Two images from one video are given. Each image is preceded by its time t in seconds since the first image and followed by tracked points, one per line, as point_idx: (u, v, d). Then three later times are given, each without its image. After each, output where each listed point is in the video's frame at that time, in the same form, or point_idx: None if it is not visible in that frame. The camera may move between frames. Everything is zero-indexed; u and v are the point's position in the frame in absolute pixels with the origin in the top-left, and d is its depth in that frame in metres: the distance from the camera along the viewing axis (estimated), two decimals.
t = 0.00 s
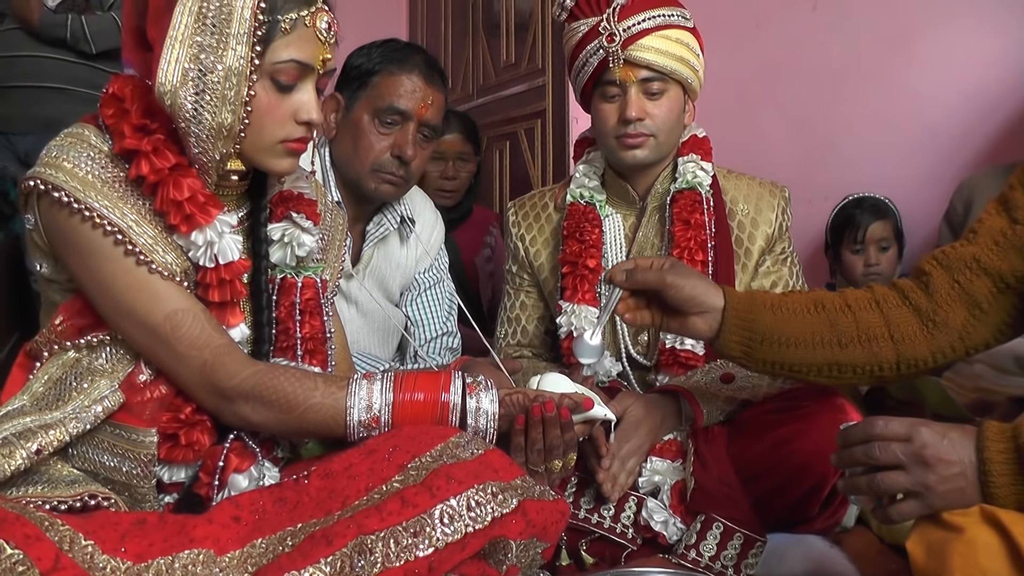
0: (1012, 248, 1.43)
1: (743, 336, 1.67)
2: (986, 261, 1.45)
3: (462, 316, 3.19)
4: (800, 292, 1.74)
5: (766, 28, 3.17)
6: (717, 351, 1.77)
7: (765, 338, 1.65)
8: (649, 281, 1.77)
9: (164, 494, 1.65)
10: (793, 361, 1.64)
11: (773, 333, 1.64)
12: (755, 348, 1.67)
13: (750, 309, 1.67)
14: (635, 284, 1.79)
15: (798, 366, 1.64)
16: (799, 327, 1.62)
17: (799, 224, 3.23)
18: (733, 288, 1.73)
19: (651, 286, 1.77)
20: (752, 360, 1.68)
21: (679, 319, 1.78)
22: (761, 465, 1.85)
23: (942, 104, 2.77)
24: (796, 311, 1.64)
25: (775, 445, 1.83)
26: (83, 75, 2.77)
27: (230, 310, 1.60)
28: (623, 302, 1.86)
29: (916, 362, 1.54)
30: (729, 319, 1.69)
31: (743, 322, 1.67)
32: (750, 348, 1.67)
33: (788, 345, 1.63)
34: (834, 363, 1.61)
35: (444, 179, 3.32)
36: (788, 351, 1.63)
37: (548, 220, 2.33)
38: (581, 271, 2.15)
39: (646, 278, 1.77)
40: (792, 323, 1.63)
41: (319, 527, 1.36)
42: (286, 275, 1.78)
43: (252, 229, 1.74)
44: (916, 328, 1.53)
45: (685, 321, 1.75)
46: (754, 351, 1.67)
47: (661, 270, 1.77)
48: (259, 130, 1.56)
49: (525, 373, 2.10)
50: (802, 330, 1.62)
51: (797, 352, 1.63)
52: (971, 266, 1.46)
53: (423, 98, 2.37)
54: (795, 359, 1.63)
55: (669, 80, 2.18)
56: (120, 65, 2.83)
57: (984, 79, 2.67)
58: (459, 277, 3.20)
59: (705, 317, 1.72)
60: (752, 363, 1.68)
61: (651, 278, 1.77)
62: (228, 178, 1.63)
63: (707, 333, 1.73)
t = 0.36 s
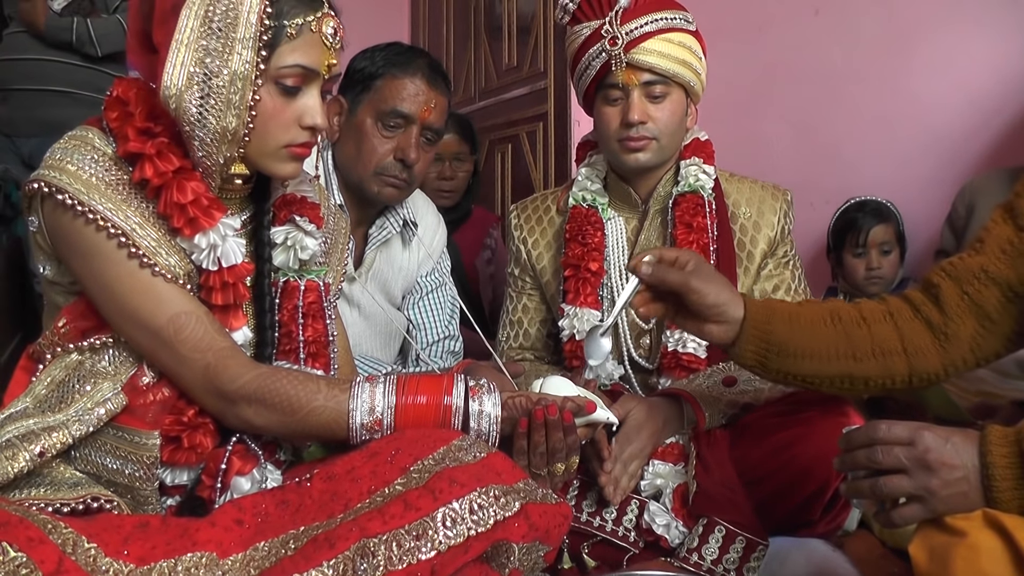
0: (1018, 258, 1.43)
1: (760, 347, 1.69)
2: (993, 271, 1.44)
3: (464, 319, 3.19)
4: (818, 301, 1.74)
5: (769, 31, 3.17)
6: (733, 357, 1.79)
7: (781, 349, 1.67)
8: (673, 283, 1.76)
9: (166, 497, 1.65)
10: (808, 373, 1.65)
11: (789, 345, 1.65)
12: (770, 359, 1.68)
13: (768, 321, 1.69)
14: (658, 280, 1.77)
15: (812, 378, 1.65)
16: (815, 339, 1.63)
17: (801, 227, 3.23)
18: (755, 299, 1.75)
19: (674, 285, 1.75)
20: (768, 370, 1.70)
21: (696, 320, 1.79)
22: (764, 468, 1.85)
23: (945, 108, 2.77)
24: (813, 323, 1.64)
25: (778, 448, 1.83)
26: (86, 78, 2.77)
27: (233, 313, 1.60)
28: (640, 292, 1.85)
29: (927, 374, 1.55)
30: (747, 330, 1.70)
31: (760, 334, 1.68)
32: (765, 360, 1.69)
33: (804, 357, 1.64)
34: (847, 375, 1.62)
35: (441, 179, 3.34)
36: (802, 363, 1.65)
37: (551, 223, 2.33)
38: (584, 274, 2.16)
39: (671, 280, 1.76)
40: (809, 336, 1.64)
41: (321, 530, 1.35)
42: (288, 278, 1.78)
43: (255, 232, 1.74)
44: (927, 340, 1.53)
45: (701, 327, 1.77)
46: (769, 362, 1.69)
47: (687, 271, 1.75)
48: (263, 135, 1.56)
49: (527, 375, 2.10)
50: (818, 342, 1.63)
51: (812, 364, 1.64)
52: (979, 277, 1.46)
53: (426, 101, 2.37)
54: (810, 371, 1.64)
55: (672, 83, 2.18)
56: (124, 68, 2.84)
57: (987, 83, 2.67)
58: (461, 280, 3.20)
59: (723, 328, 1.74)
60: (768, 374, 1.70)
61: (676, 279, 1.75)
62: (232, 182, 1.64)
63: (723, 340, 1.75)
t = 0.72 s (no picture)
0: None
1: (818, 331, 1.51)
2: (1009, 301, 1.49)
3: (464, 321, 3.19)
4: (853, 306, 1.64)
5: (770, 34, 3.17)
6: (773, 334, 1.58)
7: (841, 339, 1.51)
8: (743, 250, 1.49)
9: (165, 499, 1.64)
10: (855, 370, 1.53)
11: (849, 336, 1.51)
12: (824, 346, 1.52)
13: (831, 308, 1.51)
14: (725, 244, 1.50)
15: (858, 376, 1.54)
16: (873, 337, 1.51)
17: (801, 230, 3.23)
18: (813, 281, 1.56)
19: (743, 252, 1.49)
20: (818, 358, 1.54)
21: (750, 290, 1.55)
22: (764, 472, 1.87)
23: (947, 112, 2.76)
24: (873, 321, 1.53)
25: (778, 451, 1.86)
26: (86, 79, 2.77)
27: (233, 315, 1.60)
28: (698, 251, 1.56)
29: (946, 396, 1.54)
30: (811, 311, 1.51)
31: (825, 319, 1.51)
32: (820, 346, 1.52)
33: (860, 354, 1.52)
34: (886, 382, 1.53)
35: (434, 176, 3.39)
36: (855, 359, 1.52)
37: (551, 225, 2.33)
38: (585, 277, 2.17)
39: (743, 246, 1.49)
40: (867, 332, 1.52)
41: (320, 532, 1.35)
42: (288, 280, 1.77)
43: (256, 234, 1.74)
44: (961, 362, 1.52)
45: (756, 299, 1.54)
46: (822, 350, 1.53)
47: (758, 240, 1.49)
48: (264, 138, 1.56)
49: (527, 378, 2.10)
50: (876, 341, 1.51)
51: (864, 362, 1.52)
52: (1003, 300, 1.50)
53: (428, 103, 2.37)
54: (860, 368, 1.52)
55: (673, 86, 2.18)
56: (125, 68, 2.84)
57: (988, 87, 2.67)
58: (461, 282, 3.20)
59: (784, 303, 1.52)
60: (816, 361, 1.54)
61: (748, 246, 1.48)
62: (233, 185, 1.64)
63: (776, 317, 1.53)
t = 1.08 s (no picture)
0: None
1: (874, 371, 1.58)
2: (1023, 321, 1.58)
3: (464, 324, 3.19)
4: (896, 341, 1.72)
5: (771, 38, 3.17)
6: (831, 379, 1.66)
7: (894, 375, 1.58)
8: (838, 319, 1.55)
9: (165, 500, 1.63)
10: (910, 405, 1.58)
11: (902, 374, 1.58)
12: (881, 384, 1.59)
13: (885, 346, 1.59)
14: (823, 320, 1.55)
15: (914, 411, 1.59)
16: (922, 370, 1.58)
17: (801, 234, 3.23)
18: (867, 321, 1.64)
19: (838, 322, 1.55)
20: (876, 397, 1.60)
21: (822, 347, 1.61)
22: (763, 476, 1.88)
23: (948, 116, 2.76)
24: (920, 356, 1.60)
25: (778, 456, 1.86)
26: (87, 80, 2.77)
27: (233, 317, 1.60)
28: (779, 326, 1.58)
29: (970, 421, 1.58)
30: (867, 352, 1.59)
31: (879, 358, 1.58)
32: (878, 384, 1.59)
33: (913, 388, 1.58)
34: (940, 413, 1.58)
35: (440, 180, 3.38)
36: (909, 394, 1.58)
37: (551, 228, 2.33)
38: (585, 279, 2.17)
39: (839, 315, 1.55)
40: (917, 367, 1.58)
41: (320, 535, 1.35)
42: (288, 283, 1.77)
43: (256, 236, 1.74)
44: (987, 385, 1.58)
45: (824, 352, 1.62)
46: (879, 386, 1.59)
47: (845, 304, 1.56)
48: (266, 141, 1.56)
49: (527, 381, 2.09)
50: (926, 374, 1.58)
51: (918, 397, 1.58)
52: None
53: (427, 105, 2.37)
54: (915, 403, 1.58)
55: (673, 89, 2.18)
56: (126, 70, 2.84)
57: (990, 91, 2.67)
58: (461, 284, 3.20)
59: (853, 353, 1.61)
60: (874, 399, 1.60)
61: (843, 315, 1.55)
62: (233, 187, 1.64)
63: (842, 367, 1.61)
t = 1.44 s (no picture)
0: None
1: (874, 416, 1.61)
2: (1016, 337, 1.59)
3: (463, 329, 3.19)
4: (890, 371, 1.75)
5: (770, 42, 3.17)
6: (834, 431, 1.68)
7: (894, 417, 1.60)
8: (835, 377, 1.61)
9: (161, 506, 1.63)
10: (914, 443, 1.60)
11: (901, 414, 1.60)
12: (883, 425, 1.61)
13: (880, 390, 1.62)
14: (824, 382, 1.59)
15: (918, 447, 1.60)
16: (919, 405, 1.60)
17: (800, 239, 3.23)
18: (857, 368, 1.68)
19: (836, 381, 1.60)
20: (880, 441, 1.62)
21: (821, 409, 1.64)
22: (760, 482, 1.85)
23: (947, 122, 2.76)
24: (916, 391, 1.62)
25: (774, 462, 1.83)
26: (87, 81, 2.77)
27: (231, 324, 1.60)
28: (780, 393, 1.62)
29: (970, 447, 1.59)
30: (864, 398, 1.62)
31: (877, 401, 1.61)
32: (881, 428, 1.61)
33: (913, 424, 1.60)
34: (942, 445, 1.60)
35: (442, 187, 3.37)
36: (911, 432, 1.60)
37: (550, 234, 2.33)
38: (583, 285, 2.17)
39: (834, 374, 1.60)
40: (915, 403, 1.61)
41: (317, 542, 1.35)
42: (287, 288, 1.77)
43: (255, 242, 1.74)
44: (984, 409, 1.59)
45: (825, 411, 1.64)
46: (882, 428, 1.61)
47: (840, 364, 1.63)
48: (267, 149, 1.56)
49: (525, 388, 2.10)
50: (923, 408, 1.60)
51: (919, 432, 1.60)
52: None
53: (426, 111, 2.37)
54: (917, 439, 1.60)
55: (672, 96, 2.18)
56: (126, 72, 2.84)
57: (988, 98, 2.67)
58: (461, 289, 3.20)
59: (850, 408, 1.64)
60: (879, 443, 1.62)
61: (838, 374, 1.61)
62: (232, 194, 1.64)
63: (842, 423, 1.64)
